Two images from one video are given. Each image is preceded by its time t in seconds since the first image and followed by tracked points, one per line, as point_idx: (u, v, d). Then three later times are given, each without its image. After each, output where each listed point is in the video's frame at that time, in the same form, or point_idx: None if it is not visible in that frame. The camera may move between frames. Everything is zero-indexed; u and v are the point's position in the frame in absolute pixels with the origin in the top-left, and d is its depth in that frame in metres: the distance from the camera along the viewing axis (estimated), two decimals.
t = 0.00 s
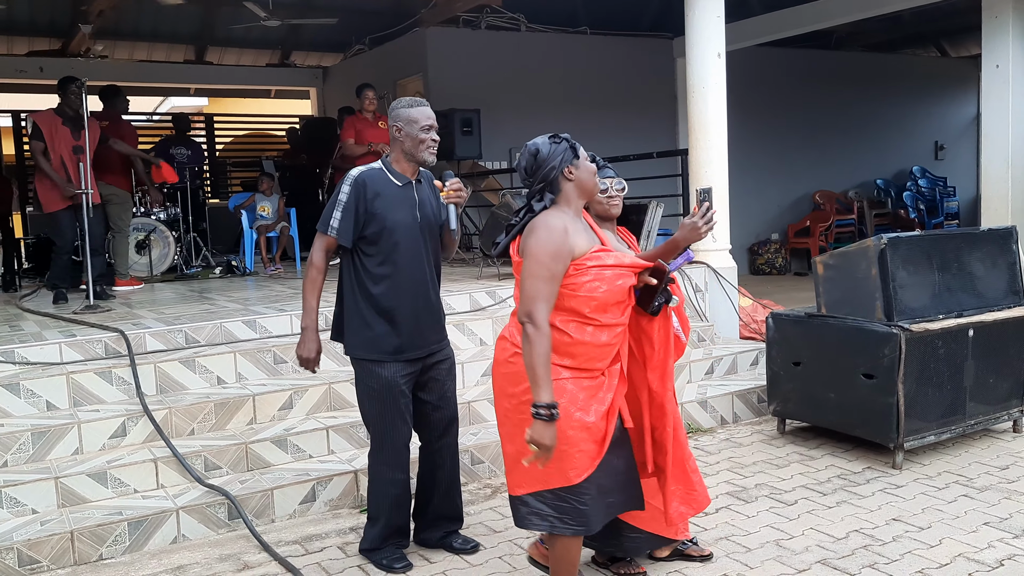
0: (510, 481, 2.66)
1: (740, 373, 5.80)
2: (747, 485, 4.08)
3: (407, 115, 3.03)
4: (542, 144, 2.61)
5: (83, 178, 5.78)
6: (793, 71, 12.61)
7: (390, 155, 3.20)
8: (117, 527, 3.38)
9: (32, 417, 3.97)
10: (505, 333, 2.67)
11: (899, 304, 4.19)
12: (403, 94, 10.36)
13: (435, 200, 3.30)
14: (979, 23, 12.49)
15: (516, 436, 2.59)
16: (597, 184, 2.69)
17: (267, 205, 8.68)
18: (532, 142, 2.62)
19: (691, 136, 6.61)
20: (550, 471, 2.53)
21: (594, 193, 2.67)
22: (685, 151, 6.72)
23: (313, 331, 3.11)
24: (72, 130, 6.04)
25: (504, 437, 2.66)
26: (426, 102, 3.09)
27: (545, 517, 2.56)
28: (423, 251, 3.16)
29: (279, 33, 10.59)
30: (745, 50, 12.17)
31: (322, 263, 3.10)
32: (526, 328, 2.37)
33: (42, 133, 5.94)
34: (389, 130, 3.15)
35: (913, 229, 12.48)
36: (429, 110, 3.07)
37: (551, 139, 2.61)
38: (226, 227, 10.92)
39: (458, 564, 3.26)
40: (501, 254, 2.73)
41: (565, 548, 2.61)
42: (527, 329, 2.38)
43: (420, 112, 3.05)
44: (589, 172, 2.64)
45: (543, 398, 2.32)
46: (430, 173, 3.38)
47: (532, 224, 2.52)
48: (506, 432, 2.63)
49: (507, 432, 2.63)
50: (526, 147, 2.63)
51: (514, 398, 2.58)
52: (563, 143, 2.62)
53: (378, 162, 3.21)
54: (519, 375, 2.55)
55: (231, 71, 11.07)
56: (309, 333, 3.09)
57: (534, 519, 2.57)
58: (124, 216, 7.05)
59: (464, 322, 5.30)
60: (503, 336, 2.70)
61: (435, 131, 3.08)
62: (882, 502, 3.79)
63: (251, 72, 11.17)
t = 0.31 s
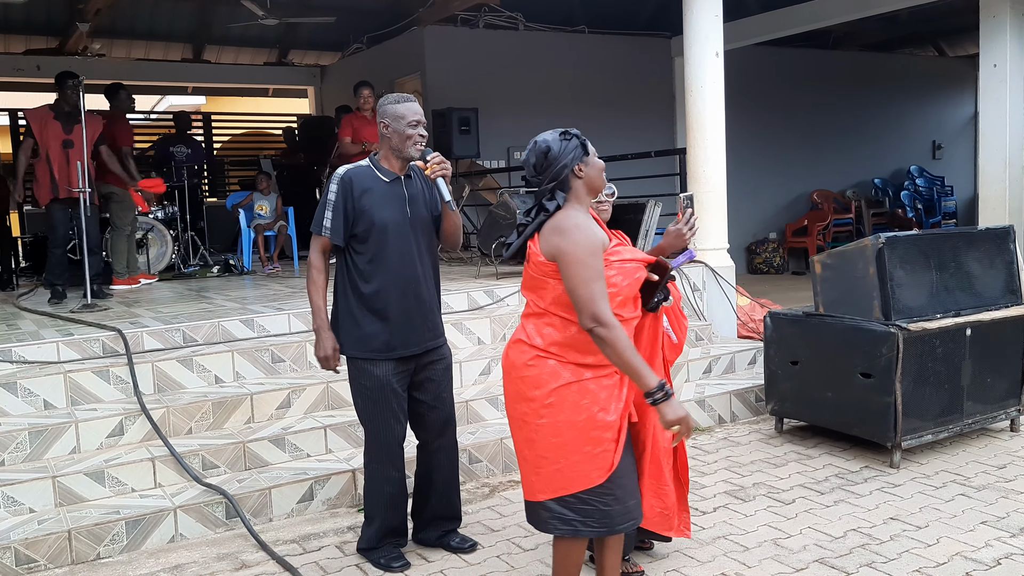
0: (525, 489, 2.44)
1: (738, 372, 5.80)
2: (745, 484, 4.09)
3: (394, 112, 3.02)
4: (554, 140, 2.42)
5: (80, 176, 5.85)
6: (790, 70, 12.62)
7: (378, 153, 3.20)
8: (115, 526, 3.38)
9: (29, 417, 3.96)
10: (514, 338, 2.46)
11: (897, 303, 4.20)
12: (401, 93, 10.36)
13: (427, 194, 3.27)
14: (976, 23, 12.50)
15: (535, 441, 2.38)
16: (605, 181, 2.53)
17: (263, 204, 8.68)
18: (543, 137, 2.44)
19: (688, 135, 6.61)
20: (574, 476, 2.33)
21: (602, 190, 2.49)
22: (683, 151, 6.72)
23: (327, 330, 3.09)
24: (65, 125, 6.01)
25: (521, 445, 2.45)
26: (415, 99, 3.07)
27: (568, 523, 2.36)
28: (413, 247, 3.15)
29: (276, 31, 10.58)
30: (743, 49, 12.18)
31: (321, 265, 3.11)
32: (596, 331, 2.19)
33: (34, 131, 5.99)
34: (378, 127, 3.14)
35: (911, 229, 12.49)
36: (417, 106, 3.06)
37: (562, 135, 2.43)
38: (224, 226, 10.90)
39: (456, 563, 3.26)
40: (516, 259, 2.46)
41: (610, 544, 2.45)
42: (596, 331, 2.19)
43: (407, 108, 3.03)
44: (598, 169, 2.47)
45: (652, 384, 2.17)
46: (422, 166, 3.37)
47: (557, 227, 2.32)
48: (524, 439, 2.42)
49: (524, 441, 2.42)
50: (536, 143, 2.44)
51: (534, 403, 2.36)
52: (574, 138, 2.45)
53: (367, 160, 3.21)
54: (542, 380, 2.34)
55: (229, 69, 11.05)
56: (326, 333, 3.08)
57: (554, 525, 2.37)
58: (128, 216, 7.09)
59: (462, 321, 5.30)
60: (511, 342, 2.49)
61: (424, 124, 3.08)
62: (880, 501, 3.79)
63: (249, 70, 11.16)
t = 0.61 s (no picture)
0: (570, 496, 2.43)
1: (736, 370, 5.80)
2: (743, 483, 4.09)
3: (392, 111, 3.01)
4: (568, 141, 2.40)
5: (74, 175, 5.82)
6: (789, 69, 12.62)
7: (372, 153, 3.19)
8: (113, 524, 3.38)
9: (27, 414, 3.97)
10: (542, 343, 2.45)
11: (895, 302, 4.20)
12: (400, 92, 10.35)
13: (424, 192, 3.26)
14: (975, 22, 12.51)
15: (577, 445, 2.38)
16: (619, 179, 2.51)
17: (263, 202, 8.69)
18: (557, 137, 2.42)
19: (687, 133, 6.60)
20: (619, 475, 2.34)
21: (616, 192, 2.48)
22: (682, 149, 6.72)
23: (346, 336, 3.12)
24: (48, 119, 5.94)
25: (558, 450, 2.45)
26: (412, 98, 3.06)
27: (615, 524, 2.36)
28: (409, 248, 3.14)
29: (275, 29, 10.57)
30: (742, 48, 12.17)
31: (325, 269, 3.11)
32: (626, 331, 2.24)
33: (19, 129, 5.96)
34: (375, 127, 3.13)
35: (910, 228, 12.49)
36: (415, 106, 3.05)
37: (577, 137, 2.40)
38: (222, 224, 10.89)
39: (454, 561, 3.26)
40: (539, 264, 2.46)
41: (622, 547, 2.46)
42: (626, 331, 2.24)
43: (406, 108, 3.03)
44: (612, 171, 2.46)
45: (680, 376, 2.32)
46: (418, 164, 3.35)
47: (580, 229, 2.33)
48: (563, 444, 2.42)
49: (563, 445, 2.42)
50: (551, 144, 2.42)
51: (571, 407, 2.37)
52: (589, 138, 2.42)
53: (360, 161, 3.20)
54: (579, 381, 2.35)
55: (227, 67, 11.04)
56: (339, 336, 3.09)
57: (603, 528, 2.37)
58: (136, 213, 7.36)
59: (461, 319, 5.30)
60: (537, 347, 2.49)
61: (422, 125, 3.08)
62: (878, 500, 3.80)
63: (247, 68, 11.14)
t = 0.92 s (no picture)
0: (587, 493, 2.56)
1: (736, 371, 5.77)
2: (744, 485, 4.05)
3: (393, 113, 3.00)
4: (587, 142, 2.44)
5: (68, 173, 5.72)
6: (789, 67, 12.58)
7: (372, 154, 3.14)
8: (107, 526, 3.33)
9: (20, 414, 3.92)
10: (557, 343, 2.56)
11: (897, 302, 4.16)
12: (398, 88, 10.28)
13: (427, 194, 3.22)
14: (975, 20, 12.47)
15: (591, 444, 2.48)
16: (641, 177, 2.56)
17: (257, 201, 8.54)
18: (577, 137, 2.47)
19: (687, 132, 6.56)
20: (633, 476, 2.44)
21: (638, 191, 2.55)
22: (682, 148, 6.68)
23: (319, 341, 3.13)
24: (40, 120, 5.89)
25: (573, 446, 2.56)
26: (413, 98, 3.03)
27: (635, 518, 2.49)
28: (410, 250, 3.10)
29: (272, 26, 10.52)
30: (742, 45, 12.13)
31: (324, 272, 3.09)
32: (619, 338, 2.27)
33: (8, 130, 5.86)
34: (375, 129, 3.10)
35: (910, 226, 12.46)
36: (416, 108, 3.03)
37: (596, 138, 2.45)
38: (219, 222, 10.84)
39: (451, 564, 3.22)
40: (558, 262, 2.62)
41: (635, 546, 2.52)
42: (620, 339, 2.27)
43: (406, 109, 3.01)
44: (633, 171, 2.51)
45: (660, 405, 2.25)
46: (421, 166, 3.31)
47: (594, 229, 2.39)
48: (578, 441, 2.53)
49: (577, 442, 2.53)
50: (570, 145, 2.47)
51: (586, 408, 2.46)
52: (608, 139, 2.47)
53: (360, 163, 3.16)
54: (591, 381, 2.44)
55: (225, 65, 10.99)
56: (311, 343, 3.10)
57: (620, 523, 2.50)
58: (152, 210, 7.57)
59: (459, 319, 5.26)
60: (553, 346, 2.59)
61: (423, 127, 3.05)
62: (879, 502, 3.76)
63: (244, 66, 11.09)
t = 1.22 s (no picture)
0: (600, 508, 2.37)
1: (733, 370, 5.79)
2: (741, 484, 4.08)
3: (391, 112, 2.99)
4: (600, 145, 2.37)
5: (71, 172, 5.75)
6: (787, 68, 12.62)
7: (378, 155, 3.19)
8: (108, 524, 3.36)
9: (21, 413, 3.94)
10: (570, 350, 2.45)
11: (892, 302, 4.18)
12: (396, 89, 10.29)
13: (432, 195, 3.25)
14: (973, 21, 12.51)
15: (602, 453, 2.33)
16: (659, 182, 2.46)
17: (257, 201, 8.59)
18: (591, 141, 2.38)
19: (685, 133, 6.60)
20: (648, 488, 2.27)
21: (653, 199, 2.43)
22: (679, 148, 6.71)
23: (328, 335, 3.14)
24: (48, 121, 5.90)
25: (586, 458, 2.40)
26: (414, 98, 3.04)
27: (648, 535, 2.29)
28: (410, 250, 3.12)
29: (270, 26, 10.55)
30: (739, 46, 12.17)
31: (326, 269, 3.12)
32: (605, 340, 2.19)
33: (19, 130, 5.78)
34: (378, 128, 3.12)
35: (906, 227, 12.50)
36: (417, 108, 3.02)
37: (611, 142, 2.37)
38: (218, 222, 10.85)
39: (450, 562, 3.24)
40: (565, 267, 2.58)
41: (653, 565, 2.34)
42: (606, 342, 2.19)
43: (405, 109, 3.00)
44: (649, 176, 2.41)
45: (636, 413, 2.18)
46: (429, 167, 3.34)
47: (598, 232, 2.32)
48: (591, 451, 2.38)
49: (591, 451, 2.38)
50: (584, 148, 2.40)
51: (597, 414, 2.33)
52: (625, 143, 2.37)
53: (366, 162, 3.20)
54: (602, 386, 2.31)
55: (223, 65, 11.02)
56: (320, 339, 3.11)
57: (635, 539, 2.30)
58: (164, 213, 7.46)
59: (457, 319, 5.28)
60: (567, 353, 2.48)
61: (424, 128, 3.06)
62: (874, 500, 3.79)
63: (243, 66, 11.11)
